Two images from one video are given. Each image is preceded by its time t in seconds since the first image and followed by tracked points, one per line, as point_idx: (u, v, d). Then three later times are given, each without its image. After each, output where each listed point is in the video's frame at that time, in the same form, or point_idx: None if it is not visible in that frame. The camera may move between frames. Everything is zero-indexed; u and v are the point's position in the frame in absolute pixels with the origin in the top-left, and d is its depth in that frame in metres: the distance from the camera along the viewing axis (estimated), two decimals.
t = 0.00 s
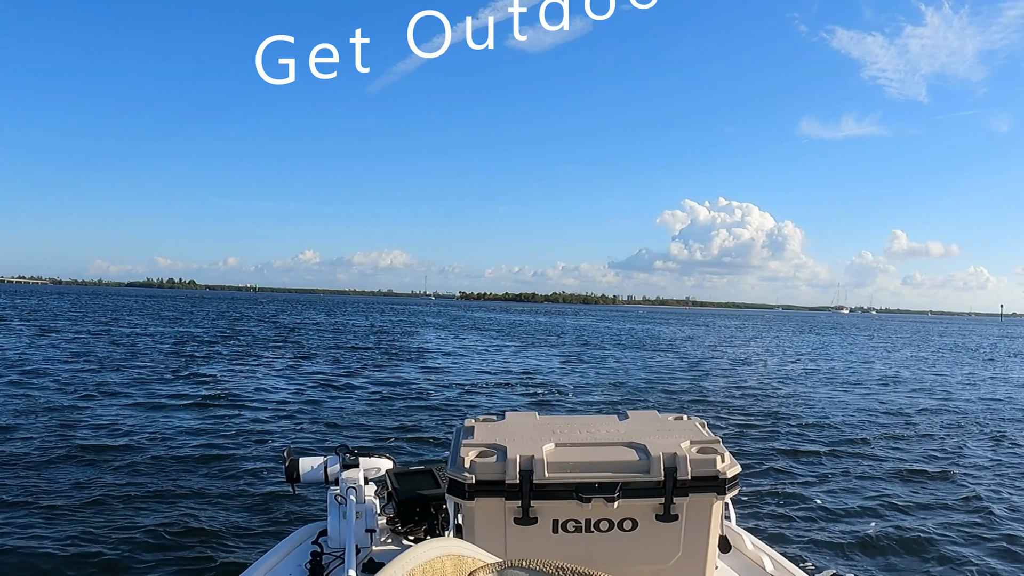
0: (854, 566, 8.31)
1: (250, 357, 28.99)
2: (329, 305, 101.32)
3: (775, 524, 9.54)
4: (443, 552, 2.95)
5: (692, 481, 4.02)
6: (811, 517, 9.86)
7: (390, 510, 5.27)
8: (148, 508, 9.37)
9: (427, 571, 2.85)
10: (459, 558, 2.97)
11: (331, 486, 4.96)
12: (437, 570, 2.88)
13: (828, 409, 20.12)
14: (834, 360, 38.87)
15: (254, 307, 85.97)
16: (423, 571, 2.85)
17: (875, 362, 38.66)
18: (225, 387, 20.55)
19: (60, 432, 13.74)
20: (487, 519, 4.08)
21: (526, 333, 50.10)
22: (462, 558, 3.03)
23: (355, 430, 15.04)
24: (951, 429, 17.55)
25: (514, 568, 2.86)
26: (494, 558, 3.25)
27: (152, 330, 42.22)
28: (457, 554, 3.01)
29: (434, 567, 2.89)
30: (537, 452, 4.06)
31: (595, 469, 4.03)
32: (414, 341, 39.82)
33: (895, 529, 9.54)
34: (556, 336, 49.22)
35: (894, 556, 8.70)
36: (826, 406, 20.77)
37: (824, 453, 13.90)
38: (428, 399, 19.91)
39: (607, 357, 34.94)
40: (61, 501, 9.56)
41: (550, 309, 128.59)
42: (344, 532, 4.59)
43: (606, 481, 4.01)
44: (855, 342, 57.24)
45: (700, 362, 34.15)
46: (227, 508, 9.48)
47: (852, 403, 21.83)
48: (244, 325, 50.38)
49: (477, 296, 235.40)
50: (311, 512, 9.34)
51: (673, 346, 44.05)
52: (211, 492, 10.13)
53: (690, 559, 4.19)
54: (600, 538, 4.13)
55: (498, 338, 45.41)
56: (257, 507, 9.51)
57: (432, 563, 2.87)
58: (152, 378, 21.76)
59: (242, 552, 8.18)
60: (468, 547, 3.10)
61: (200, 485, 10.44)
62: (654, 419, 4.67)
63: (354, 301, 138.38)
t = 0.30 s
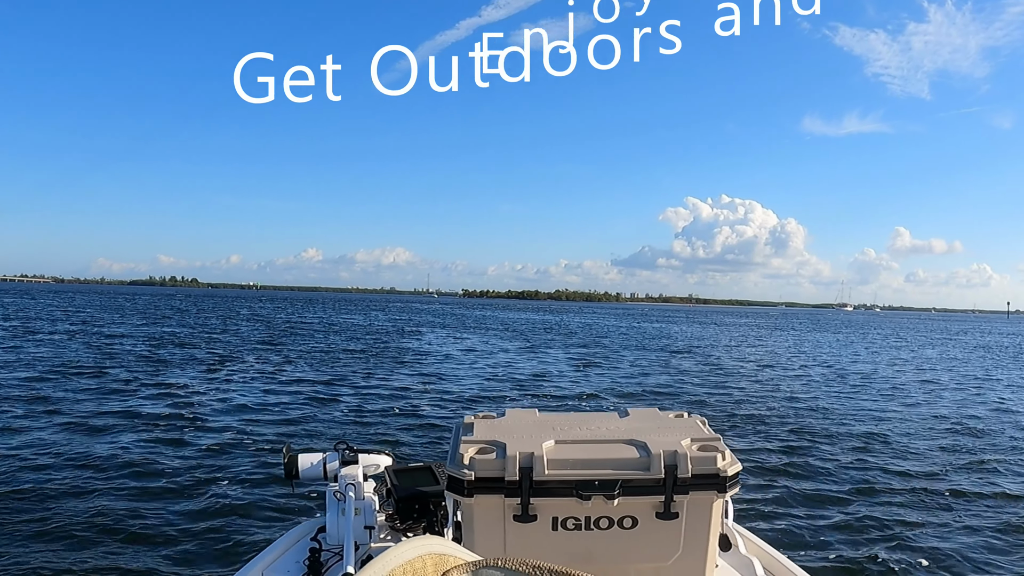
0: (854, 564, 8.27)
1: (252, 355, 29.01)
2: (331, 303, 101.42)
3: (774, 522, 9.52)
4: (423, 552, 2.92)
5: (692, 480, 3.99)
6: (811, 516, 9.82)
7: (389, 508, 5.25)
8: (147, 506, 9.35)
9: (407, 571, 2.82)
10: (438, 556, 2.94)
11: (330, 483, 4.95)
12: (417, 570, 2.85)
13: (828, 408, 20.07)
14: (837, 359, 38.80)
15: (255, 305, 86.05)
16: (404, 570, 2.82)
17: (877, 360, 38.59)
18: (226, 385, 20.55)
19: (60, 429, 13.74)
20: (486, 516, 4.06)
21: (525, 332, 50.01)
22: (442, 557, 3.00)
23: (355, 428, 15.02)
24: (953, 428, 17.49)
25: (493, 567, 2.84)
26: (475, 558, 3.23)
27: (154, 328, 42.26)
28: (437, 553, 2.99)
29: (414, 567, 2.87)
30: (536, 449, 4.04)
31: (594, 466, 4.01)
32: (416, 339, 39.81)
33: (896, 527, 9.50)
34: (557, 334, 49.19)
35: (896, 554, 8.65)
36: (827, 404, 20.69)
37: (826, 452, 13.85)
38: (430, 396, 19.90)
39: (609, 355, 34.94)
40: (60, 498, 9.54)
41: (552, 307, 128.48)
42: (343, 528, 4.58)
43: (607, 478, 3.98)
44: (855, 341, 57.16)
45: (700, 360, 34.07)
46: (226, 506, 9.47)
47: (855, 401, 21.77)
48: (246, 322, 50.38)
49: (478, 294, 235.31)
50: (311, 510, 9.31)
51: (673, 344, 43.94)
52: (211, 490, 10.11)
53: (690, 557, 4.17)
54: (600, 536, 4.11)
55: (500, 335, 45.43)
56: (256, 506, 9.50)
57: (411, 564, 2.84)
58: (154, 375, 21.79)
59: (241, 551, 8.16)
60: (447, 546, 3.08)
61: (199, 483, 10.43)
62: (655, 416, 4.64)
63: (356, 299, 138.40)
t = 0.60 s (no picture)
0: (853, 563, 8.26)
1: (252, 353, 29.03)
2: (332, 301, 101.49)
3: (771, 521, 9.51)
4: (422, 552, 2.92)
5: (689, 481, 4.00)
6: (809, 515, 9.82)
7: (386, 507, 5.26)
8: (145, 504, 9.35)
9: (407, 571, 2.82)
10: (439, 557, 2.94)
11: (328, 481, 4.96)
12: (417, 570, 2.85)
13: (826, 406, 20.06)
14: (836, 356, 38.83)
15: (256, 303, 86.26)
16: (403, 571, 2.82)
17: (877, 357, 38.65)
18: (225, 383, 20.55)
19: (59, 427, 13.74)
20: (483, 516, 4.06)
21: (525, 329, 49.98)
22: (442, 558, 3.00)
23: (355, 427, 15.04)
24: (952, 426, 17.50)
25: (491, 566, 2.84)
26: (475, 558, 3.22)
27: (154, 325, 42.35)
28: (437, 554, 2.98)
29: (414, 567, 2.87)
30: (533, 449, 4.04)
31: (591, 466, 4.01)
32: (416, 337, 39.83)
33: (894, 526, 9.49)
34: (557, 332, 49.22)
35: (894, 552, 8.63)
36: (826, 403, 20.67)
37: (825, 450, 13.85)
38: (429, 394, 19.92)
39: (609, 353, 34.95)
40: (58, 497, 9.54)
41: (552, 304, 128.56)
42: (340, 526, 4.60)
43: (603, 479, 3.98)
44: (855, 338, 57.13)
45: (699, 358, 34.02)
46: (224, 504, 9.48)
47: (853, 399, 21.81)
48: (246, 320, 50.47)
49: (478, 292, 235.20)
50: (310, 508, 9.32)
51: (672, 342, 43.91)
52: (210, 488, 10.11)
53: (686, 558, 4.17)
54: (596, 536, 4.11)
55: (499, 333, 45.54)
56: (255, 504, 9.51)
57: (411, 564, 2.84)
58: (152, 373, 21.80)
59: (239, 548, 8.16)
60: (448, 546, 3.08)
61: (198, 481, 10.44)
62: (652, 418, 4.65)
63: (356, 296, 138.17)
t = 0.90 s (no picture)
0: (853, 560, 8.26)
1: (252, 350, 29.05)
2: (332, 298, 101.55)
3: (771, 519, 9.49)
4: (428, 548, 2.92)
5: (687, 478, 3.99)
6: (809, 511, 9.82)
7: (385, 504, 5.25)
8: (145, 502, 9.34)
9: (413, 566, 2.82)
10: (444, 554, 2.93)
11: (327, 478, 4.95)
12: (422, 566, 2.85)
13: (827, 403, 20.02)
14: (836, 353, 38.87)
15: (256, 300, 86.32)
16: (409, 566, 2.82)
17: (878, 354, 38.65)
18: (225, 380, 20.52)
19: (60, 425, 13.74)
20: (482, 513, 4.06)
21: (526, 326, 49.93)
22: (447, 554, 3.00)
23: (355, 424, 15.04)
24: (952, 423, 17.52)
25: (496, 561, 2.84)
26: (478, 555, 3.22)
27: (154, 322, 42.37)
28: (442, 550, 2.98)
29: (420, 563, 2.86)
30: (532, 447, 4.04)
31: (591, 464, 4.01)
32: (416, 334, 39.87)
33: (894, 523, 9.49)
34: (558, 328, 49.24)
35: (894, 548, 8.64)
36: (827, 400, 20.64)
37: (826, 448, 13.85)
38: (429, 391, 19.94)
39: (609, 350, 34.97)
40: (58, 495, 9.53)
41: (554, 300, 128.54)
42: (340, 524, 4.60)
43: (602, 476, 3.98)
44: (856, 335, 57.04)
45: (700, 355, 33.97)
46: (223, 501, 9.47)
47: (853, 396, 21.82)
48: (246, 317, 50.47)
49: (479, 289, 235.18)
50: (310, 505, 9.32)
51: (673, 339, 43.84)
52: (210, 486, 10.10)
53: (685, 556, 4.16)
54: (595, 534, 4.11)
55: (498, 330, 45.58)
56: (254, 501, 9.50)
57: (417, 560, 2.83)
58: (152, 370, 21.80)
59: (238, 545, 8.16)
60: (451, 544, 3.08)
61: (198, 478, 10.44)
62: (652, 415, 4.64)
63: (357, 294, 138.30)
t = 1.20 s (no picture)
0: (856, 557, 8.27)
1: (254, 348, 29.11)
2: (334, 296, 101.74)
3: (773, 516, 9.53)
4: (421, 543, 2.90)
5: (693, 469, 4.00)
6: (812, 509, 9.84)
7: (391, 498, 5.27)
8: (149, 499, 9.38)
9: (407, 562, 2.79)
10: (437, 549, 2.92)
11: (333, 473, 4.96)
12: (417, 561, 2.83)
13: (829, 401, 20.03)
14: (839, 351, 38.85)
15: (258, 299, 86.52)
16: (403, 562, 2.79)
17: (881, 352, 38.59)
18: (227, 378, 20.56)
19: (64, 423, 13.77)
20: (488, 506, 4.07)
21: (527, 325, 49.95)
22: (440, 550, 2.98)
23: (358, 421, 15.08)
24: (955, 421, 17.54)
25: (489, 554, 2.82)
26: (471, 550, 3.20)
27: (157, 320, 42.49)
28: (435, 546, 2.96)
29: (413, 559, 2.84)
30: (538, 439, 4.05)
31: (596, 456, 4.02)
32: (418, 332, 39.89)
33: (898, 522, 9.50)
34: (559, 326, 49.27)
35: (895, 546, 8.67)
36: (829, 397, 20.65)
37: (828, 446, 13.86)
38: (431, 389, 19.99)
39: (611, 347, 35.00)
40: (63, 492, 9.55)
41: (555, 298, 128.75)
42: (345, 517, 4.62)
43: (608, 468, 3.99)
44: (858, 333, 56.98)
45: (702, 352, 33.96)
46: (227, 498, 9.51)
47: (855, 394, 21.86)
48: (249, 315, 50.58)
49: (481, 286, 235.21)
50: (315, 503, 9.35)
51: (674, 337, 43.85)
52: (214, 483, 10.12)
53: (691, 548, 4.17)
54: (601, 526, 4.12)
55: (500, 328, 45.64)
56: (258, 498, 9.54)
57: (411, 555, 2.81)
58: (155, 368, 21.84)
59: (243, 540, 8.20)
60: (444, 540, 3.06)
61: (202, 476, 10.48)
62: (657, 407, 4.65)
63: (359, 292, 138.36)
